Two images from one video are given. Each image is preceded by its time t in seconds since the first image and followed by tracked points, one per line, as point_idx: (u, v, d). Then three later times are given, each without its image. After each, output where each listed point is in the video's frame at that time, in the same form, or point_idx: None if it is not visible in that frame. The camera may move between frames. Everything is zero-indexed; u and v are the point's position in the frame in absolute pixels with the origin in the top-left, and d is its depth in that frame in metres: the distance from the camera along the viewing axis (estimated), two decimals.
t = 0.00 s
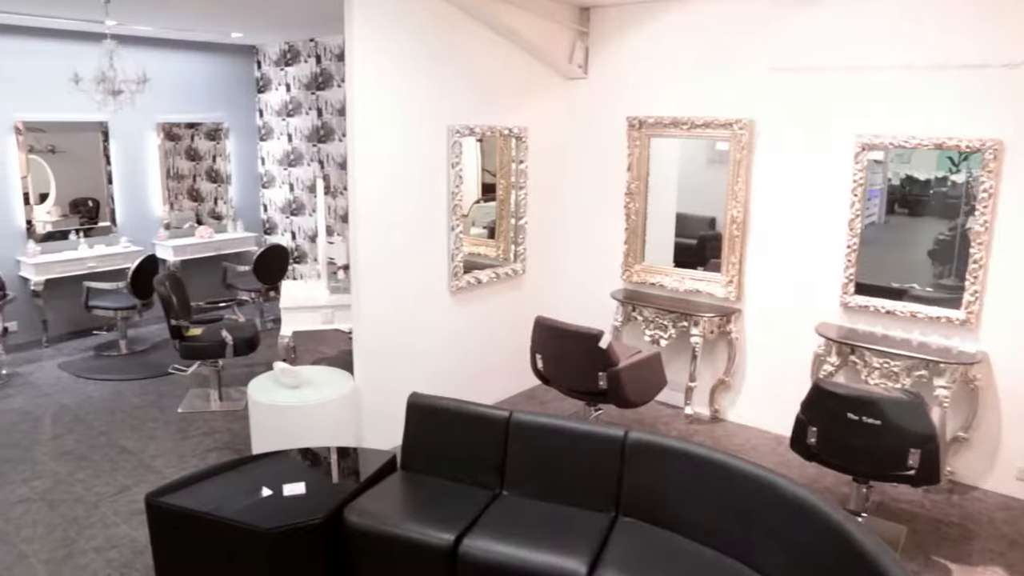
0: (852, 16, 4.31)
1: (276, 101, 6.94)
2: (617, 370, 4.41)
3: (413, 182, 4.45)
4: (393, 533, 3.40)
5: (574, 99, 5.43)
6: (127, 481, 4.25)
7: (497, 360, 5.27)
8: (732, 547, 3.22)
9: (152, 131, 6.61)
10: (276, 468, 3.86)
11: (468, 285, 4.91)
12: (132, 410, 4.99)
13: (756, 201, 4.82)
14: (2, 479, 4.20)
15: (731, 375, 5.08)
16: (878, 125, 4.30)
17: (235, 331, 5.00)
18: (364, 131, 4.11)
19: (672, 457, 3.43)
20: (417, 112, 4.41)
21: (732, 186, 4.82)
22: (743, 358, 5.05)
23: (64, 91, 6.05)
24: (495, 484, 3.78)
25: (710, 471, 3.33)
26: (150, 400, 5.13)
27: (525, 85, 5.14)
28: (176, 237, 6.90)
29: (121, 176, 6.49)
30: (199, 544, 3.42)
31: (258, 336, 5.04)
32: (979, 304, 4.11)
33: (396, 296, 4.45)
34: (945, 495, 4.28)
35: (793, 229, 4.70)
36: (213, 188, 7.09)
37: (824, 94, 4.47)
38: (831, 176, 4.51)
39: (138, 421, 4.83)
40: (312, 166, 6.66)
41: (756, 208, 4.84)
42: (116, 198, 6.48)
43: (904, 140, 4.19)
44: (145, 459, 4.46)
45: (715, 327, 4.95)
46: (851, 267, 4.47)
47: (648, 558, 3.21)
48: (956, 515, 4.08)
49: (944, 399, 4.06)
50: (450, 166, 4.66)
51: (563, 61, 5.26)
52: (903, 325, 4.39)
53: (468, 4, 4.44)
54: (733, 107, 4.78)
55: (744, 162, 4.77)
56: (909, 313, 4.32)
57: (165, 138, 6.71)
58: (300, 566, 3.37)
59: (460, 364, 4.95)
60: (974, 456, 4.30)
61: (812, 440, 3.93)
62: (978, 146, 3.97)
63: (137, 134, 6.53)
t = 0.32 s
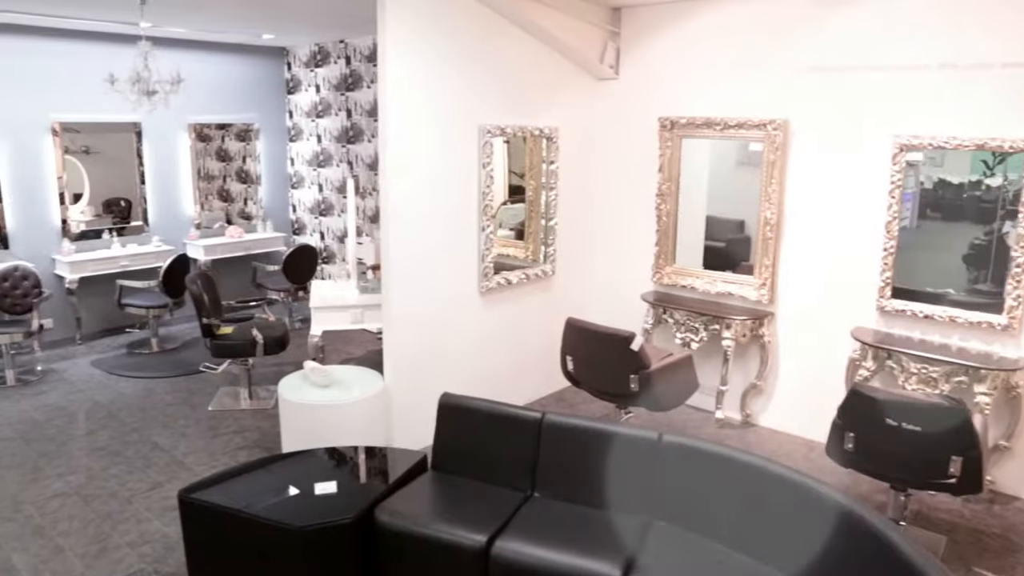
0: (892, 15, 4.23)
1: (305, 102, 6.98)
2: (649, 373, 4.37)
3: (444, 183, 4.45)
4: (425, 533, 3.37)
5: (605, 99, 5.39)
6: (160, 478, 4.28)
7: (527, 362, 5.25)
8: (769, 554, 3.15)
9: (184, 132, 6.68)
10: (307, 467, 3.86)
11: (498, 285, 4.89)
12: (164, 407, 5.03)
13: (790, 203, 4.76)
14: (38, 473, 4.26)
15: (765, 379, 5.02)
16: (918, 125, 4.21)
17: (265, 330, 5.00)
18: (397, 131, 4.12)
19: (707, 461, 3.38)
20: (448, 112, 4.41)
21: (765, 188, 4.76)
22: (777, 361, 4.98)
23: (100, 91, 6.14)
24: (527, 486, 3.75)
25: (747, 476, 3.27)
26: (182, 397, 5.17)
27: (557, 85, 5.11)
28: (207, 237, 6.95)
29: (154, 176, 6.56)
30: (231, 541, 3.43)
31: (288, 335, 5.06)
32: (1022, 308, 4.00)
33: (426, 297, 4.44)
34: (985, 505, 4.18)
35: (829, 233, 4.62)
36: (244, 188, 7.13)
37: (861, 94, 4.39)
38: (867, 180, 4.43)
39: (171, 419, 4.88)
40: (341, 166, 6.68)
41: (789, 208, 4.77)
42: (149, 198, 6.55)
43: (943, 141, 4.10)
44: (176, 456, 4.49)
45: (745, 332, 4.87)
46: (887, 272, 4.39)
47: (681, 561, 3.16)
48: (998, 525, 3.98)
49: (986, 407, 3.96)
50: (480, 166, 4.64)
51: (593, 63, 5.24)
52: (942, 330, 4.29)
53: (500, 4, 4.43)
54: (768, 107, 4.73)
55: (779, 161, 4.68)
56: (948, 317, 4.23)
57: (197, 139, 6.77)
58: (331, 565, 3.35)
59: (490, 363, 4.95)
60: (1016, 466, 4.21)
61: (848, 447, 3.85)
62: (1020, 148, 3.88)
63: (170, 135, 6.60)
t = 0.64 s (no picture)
0: (936, 13, 4.13)
1: (337, 104, 7.01)
2: (684, 376, 4.31)
3: (478, 183, 4.43)
4: (458, 534, 3.35)
5: (640, 100, 5.34)
6: (194, 475, 4.31)
7: (559, 364, 5.21)
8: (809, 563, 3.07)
9: (218, 133, 6.75)
10: (338, 468, 3.84)
11: (532, 287, 4.85)
12: (197, 405, 5.06)
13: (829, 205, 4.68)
14: (75, 468, 4.30)
15: (801, 384, 4.93)
16: (962, 126, 4.11)
17: (297, 330, 5.00)
18: (431, 130, 4.11)
19: (746, 466, 3.31)
20: (483, 112, 4.39)
21: (803, 191, 4.68)
22: (813, 366, 4.89)
23: (138, 92, 6.24)
24: (561, 489, 3.71)
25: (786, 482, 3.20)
26: (215, 396, 5.19)
27: (591, 86, 5.07)
28: (240, 237, 7.00)
29: (188, 177, 6.63)
30: (266, 540, 3.42)
31: (320, 336, 5.06)
32: None
33: (459, 298, 4.43)
34: None
35: (868, 236, 4.53)
36: (275, 190, 7.16)
37: (904, 95, 4.30)
38: (909, 181, 4.33)
39: (204, 416, 4.91)
40: (373, 168, 6.70)
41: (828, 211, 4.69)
42: (182, 198, 6.62)
43: (990, 143, 3.99)
44: (209, 454, 4.51)
45: (781, 336, 4.78)
46: (930, 276, 4.29)
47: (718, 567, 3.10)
48: None
49: None
50: (514, 167, 4.62)
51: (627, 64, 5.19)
52: (987, 336, 4.18)
53: (536, 4, 4.41)
54: (807, 108, 4.65)
55: (817, 163, 4.60)
56: (993, 323, 4.12)
57: (230, 141, 6.83)
58: (363, 565, 3.34)
59: (523, 366, 4.92)
60: None
61: (890, 454, 3.75)
62: None
63: (204, 136, 6.66)
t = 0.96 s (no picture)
0: (986, 12, 4.02)
1: (371, 106, 7.04)
2: (722, 381, 4.28)
3: (514, 185, 4.40)
4: (493, 538, 3.32)
5: (677, 102, 5.28)
6: (229, 474, 4.33)
7: (593, 368, 5.15)
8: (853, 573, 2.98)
9: (253, 135, 6.81)
10: (372, 469, 3.83)
11: (567, 290, 4.81)
12: (232, 404, 5.09)
13: (871, 208, 4.58)
14: (113, 465, 4.35)
15: (841, 391, 4.83)
16: (1011, 127, 3.99)
17: (331, 330, 5.01)
18: (468, 131, 4.10)
19: (786, 473, 3.24)
20: (519, 113, 4.36)
21: (845, 194, 4.58)
22: (854, 373, 4.78)
23: (178, 94, 6.32)
24: (596, 493, 3.66)
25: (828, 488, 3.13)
26: (249, 396, 5.22)
27: (629, 88, 5.02)
28: (273, 239, 7.05)
29: (223, 179, 6.69)
30: (301, 540, 3.42)
31: (354, 336, 5.07)
32: None
33: (495, 300, 4.40)
34: None
35: (911, 240, 4.42)
36: (308, 192, 7.19)
37: (952, 96, 4.19)
38: (955, 184, 4.23)
39: (238, 416, 4.94)
40: (406, 171, 6.72)
41: (870, 214, 4.58)
42: (218, 200, 6.68)
43: None
44: (244, 453, 4.53)
45: (819, 342, 4.68)
46: (976, 282, 4.18)
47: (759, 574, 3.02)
48: None
49: None
50: (551, 169, 4.58)
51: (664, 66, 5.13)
52: None
53: (573, 6, 4.38)
54: (850, 110, 4.55)
55: (860, 165, 4.50)
56: None
57: (265, 143, 6.89)
58: (398, 567, 3.31)
59: (557, 369, 4.88)
60: None
61: (936, 464, 3.65)
62: None
63: (240, 138, 6.73)
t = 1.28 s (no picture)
0: None
1: (405, 110, 7.07)
2: (763, 387, 4.20)
3: (551, 188, 4.38)
4: (532, 543, 3.27)
5: (714, 105, 5.22)
6: (264, 474, 4.33)
7: (629, 372, 5.10)
8: None
9: (288, 138, 6.86)
10: (406, 472, 3.81)
11: (604, 293, 4.77)
12: (267, 405, 5.10)
13: (914, 212, 4.47)
14: (150, 463, 4.38)
15: (884, 399, 4.72)
16: None
17: (366, 332, 5.00)
18: (506, 132, 4.09)
19: (823, 477, 3.17)
20: (557, 114, 4.34)
21: (889, 197, 4.48)
22: (897, 381, 4.67)
23: (216, 97, 6.39)
24: (635, 499, 3.61)
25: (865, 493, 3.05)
26: (284, 396, 5.23)
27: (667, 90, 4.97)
28: (307, 242, 7.09)
29: (259, 182, 6.75)
30: (338, 540, 3.40)
31: (388, 339, 5.06)
32: None
33: (531, 302, 4.37)
34: None
35: (957, 245, 4.30)
36: (342, 196, 7.21)
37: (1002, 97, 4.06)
38: (1004, 187, 4.09)
39: (273, 417, 4.96)
40: (439, 174, 6.73)
41: (914, 218, 4.47)
42: (253, 202, 6.73)
43: None
44: (279, 454, 4.54)
45: (860, 349, 4.58)
46: None
47: None
48: None
49: None
50: (588, 171, 4.54)
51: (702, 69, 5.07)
52: None
53: (612, 7, 4.35)
54: (894, 113, 4.45)
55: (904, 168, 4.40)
56: None
57: (299, 146, 6.93)
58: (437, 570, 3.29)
59: (593, 373, 4.83)
60: None
61: (987, 474, 3.54)
62: None
63: (275, 141, 6.79)
